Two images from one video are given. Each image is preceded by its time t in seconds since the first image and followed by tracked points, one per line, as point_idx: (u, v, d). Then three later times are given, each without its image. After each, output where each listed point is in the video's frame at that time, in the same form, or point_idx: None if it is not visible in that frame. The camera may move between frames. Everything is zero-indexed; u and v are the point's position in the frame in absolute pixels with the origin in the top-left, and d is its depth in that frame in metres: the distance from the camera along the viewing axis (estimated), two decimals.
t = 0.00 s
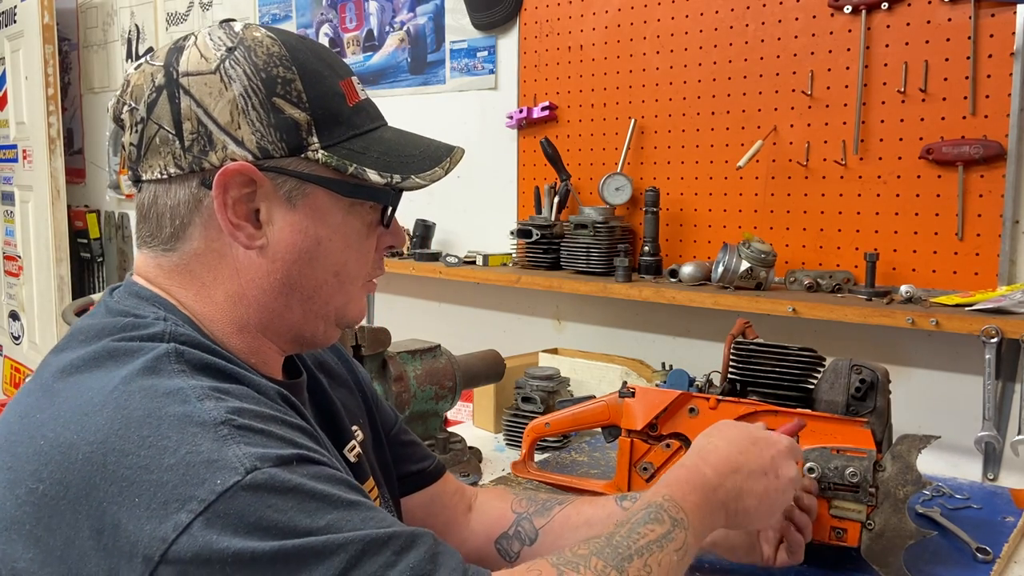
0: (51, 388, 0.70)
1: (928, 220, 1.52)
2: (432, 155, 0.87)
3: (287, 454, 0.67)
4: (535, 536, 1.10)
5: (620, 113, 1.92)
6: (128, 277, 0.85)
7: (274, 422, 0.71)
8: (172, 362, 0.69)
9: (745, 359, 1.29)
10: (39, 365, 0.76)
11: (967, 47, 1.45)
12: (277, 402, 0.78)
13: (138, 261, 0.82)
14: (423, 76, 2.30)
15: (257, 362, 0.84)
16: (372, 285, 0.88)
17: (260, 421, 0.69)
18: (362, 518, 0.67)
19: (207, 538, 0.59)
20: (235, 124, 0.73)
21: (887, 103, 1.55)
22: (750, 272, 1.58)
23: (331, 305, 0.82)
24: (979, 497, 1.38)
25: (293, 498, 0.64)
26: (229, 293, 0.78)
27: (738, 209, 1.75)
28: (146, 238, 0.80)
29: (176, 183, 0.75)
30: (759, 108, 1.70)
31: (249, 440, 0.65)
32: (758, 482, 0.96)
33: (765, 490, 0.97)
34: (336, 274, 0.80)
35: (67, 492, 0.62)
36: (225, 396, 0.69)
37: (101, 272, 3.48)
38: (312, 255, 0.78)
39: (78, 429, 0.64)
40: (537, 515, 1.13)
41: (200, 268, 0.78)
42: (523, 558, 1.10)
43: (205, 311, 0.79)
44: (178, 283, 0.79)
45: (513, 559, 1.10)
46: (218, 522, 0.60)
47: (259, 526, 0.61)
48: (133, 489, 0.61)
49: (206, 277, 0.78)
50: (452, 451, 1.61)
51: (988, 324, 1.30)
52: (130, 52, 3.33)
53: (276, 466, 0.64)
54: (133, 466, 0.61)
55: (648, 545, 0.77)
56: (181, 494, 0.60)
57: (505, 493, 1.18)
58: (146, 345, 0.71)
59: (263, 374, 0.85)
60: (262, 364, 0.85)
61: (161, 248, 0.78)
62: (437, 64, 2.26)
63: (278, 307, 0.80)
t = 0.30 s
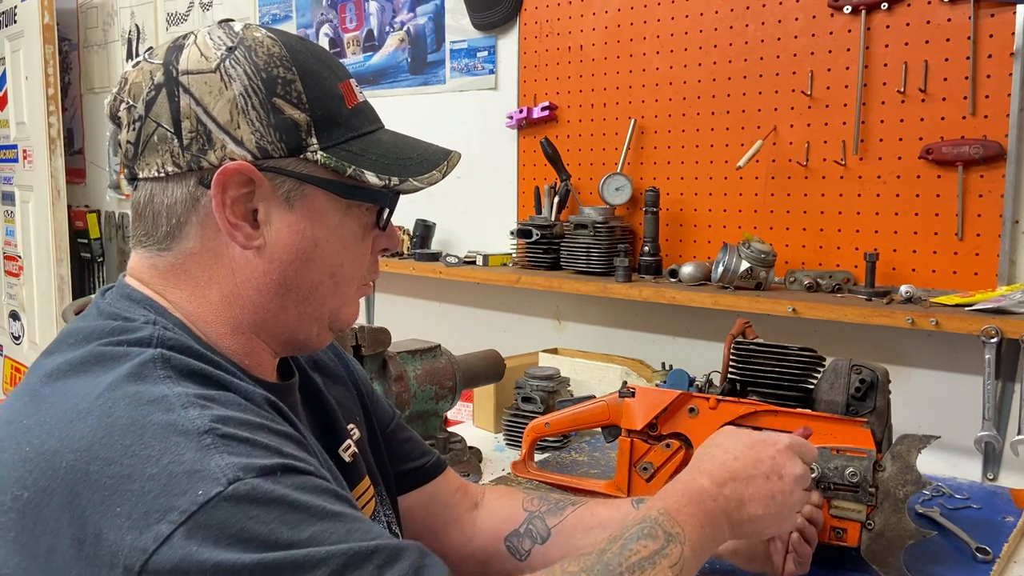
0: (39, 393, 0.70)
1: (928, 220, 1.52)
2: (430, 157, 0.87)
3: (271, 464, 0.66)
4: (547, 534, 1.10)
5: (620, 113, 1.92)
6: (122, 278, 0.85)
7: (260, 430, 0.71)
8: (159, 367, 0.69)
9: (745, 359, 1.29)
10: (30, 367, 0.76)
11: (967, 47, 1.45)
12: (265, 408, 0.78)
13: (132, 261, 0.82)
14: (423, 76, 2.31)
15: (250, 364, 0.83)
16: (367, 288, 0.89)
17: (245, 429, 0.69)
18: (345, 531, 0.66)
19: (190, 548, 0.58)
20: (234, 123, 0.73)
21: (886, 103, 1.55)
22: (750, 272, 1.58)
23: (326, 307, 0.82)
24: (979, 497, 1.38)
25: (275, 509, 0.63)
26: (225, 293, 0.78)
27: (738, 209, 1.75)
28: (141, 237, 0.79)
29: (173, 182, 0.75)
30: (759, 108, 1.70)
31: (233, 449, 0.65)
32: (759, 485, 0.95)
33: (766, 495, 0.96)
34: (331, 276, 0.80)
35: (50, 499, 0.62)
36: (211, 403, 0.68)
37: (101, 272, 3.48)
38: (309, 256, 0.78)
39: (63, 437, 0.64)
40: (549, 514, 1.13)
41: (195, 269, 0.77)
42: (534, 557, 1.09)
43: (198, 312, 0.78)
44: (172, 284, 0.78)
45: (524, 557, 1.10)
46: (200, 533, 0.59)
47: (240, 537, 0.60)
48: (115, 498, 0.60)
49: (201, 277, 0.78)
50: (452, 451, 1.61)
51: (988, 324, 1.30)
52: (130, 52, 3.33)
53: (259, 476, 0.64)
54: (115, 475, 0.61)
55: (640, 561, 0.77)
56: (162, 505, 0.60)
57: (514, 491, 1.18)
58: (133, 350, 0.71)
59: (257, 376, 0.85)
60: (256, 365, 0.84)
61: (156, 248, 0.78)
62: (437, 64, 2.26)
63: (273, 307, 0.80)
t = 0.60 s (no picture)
0: (19, 404, 0.70)
1: (928, 220, 1.52)
2: (430, 160, 0.87)
3: (241, 500, 0.63)
4: (519, 546, 1.12)
5: (620, 113, 1.92)
6: (114, 278, 0.84)
7: (237, 456, 0.68)
8: (138, 382, 0.68)
9: (745, 360, 1.29)
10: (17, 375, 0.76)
11: (967, 47, 1.45)
12: (248, 429, 0.75)
13: (125, 262, 0.81)
14: (423, 76, 2.31)
15: (243, 367, 0.83)
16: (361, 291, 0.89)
17: (221, 455, 0.66)
18: None
19: None
20: (233, 124, 0.73)
21: (887, 103, 1.55)
22: (750, 272, 1.58)
23: (323, 310, 0.83)
24: (979, 497, 1.38)
25: (236, 551, 0.60)
26: (220, 296, 0.78)
27: (738, 209, 1.75)
28: (135, 238, 0.79)
29: (169, 182, 0.75)
30: (759, 108, 1.70)
31: (203, 480, 0.62)
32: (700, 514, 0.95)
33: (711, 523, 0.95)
34: (330, 279, 0.81)
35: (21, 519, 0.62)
36: (188, 426, 0.66)
37: (101, 272, 3.48)
38: (307, 259, 0.78)
39: (38, 454, 0.63)
40: (522, 525, 1.14)
41: (190, 271, 0.77)
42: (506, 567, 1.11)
43: (192, 316, 0.78)
44: (165, 287, 0.78)
45: (496, 567, 1.12)
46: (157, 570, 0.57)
47: None
48: (81, 524, 0.59)
49: (196, 279, 0.77)
50: (452, 450, 1.61)
51: (988, 324, 1.30)
52: (129, 52, 3.33)
53: (226, 512, 0.61)
54: (84, 500, 0.60)
55: None
56: (126, 536, 0.58)
57: (491, 498, 1.20)
58: (113, 363, 0.70)
59: (249, 380, 0.85)
60: (250, 369, 0.84)
61: (150, 249, 0.78)
62: (437, 64, 2.26)
63: (270, 311, 0.80)
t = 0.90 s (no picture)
0: (26, 413, 0.69)
1: (928, 220, 1.52)
2: (433, 164, 0.87)
3: (263, 512, 0.65)
4: (464, 538, 1.15)
5: (620, 113, 1.92)
6: (110, 279, 0.84)
7: (253, 466, 0.69)
8: (152, 391, 0.68)
9: (745, 359, 1.29)
10: (16, 383, 0.76)
11: (967, 47, 1.45)
12: (262, 436, 0.76)
13: (122, 264, 0.81)
14: (423, 75, 2.31)
15: (244, 371, 0.83)
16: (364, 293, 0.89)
17: (239, 467, 0.67)
18: None
19: None
20: (236, 129, 0.73)
21: (887, 103, 1.55)
22: (750, 272, 1.58)
23: (324, 316, 0.83)
24: (979, 497, 1.38)
25: (259, 564, 0.62)
26: (222, 301, 0.78)
27: (738, 209, 1.75)
28: (135, 243, 0.78)
29: (171, 187, 0.75)
30: (759, 108, 1.70)
31: (225, 492, 0.63)
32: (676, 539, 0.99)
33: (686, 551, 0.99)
34: (331, 284, 0.81)
35: (37, 532, 0.61)
36: (205, 435, 0.67)
37: (101, 272, 3.48)
38: (309, 264, 0.78)
39: (53, 467, 0.62)
40: (467, 517, 1.16)
41: (191, 277, 0.77)
42: (454, 560, 1.14)
43: (194, 320, 0.78)
44: (166, 292, 0.78)
45: (444, 557, 1.15)
46: None
47: None
48: (103, 538, 0.59)
49: (198, 285, 0.77)
50: (452, 450, 1.62)
51: (988, 324, 1.30)
52: (130, 52, 3.34)
53: (249, 525, 0.63)
54: (105, 515, 0.60)
55: None
56: (151, 550, 0.58)
57: (441, 488, 1.22)
58: (125, 371, 0.70)
59: (251, 383, 0.85)
60: (251, 372, 0.85)
61: (150, 253, 0.77)
62: (437, 64, 2.26)
63: (271, 316, 0.80)
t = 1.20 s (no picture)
0: (32, 413, 0.69)
1: (928, 220, 1.52)
2: (435, 165, 0.87)
3: (271, 510, 0.65)
4: (466, 540, 1.15)
5: (620, 113, 1.92)
6: (112, 280, 0.83)
7: (259, 464, 0.70)
8: (159, 391, 0.68)
9: (745, 359, 1.29)
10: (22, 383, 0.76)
11: (967, 47, 1.45)
12: (267, 435, 0.77)
13: (124, 265, 0.81)
14: (423, 76, 2.30)
15: (246, 371, 0.84)
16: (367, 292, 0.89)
17: (246, 465, 0.68)
18: None
19: None
20: (238, 130, 0.73)
21: (887, 103, 1.55)
22: (750, 272, 1.57)
23: (326, 315, 0.83)
24: (979, 497, 1.38)
25: (269, 560, 0.62)
26: (224, 301, 0.78)
27: (738, 209, 1.75)
28: (136, 244, 0.78)
29: (173, 189, 0.75)
30: (759, 108, 1.70)
31: (234, 490, 0.64)
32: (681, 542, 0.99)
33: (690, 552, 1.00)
34: (333, 284, 0.81)
35: (44, 532, 0.61)
36: (212, 434, 0.67)
37: (101, 272, 3.48)
38: (311, 265, 0.78)
39: (61, 467, 0.62)
40: (468, 519, 1.17)
41: (192, 278, 0.77)
42: (454, 562, 1.15)
43: (195, 320, 0.78)
44: (168, 292, 0.78)
45: (445, 559, 1.15)
46: None
47: None
48: (113, 538, 0.59)
49: (199, 286, 0.77)
50: (452, 450, 1.62)
51: (988, 324, 1.30)
52: (130, 52, 3.34)
53: (258, 523, 0.63)
54: (115, 514, 0.60)
55: None
56: (161, 549, 0.59)
57: (442, 491, 1.22)
58: (131, 371, 0.70)
59: (252, 383, 0.85)
60: (252, 372, 0.85)
61: (152, 255, 0.77)
62: (437, 64, 2.26)
63: (273, 316, 0.80)
